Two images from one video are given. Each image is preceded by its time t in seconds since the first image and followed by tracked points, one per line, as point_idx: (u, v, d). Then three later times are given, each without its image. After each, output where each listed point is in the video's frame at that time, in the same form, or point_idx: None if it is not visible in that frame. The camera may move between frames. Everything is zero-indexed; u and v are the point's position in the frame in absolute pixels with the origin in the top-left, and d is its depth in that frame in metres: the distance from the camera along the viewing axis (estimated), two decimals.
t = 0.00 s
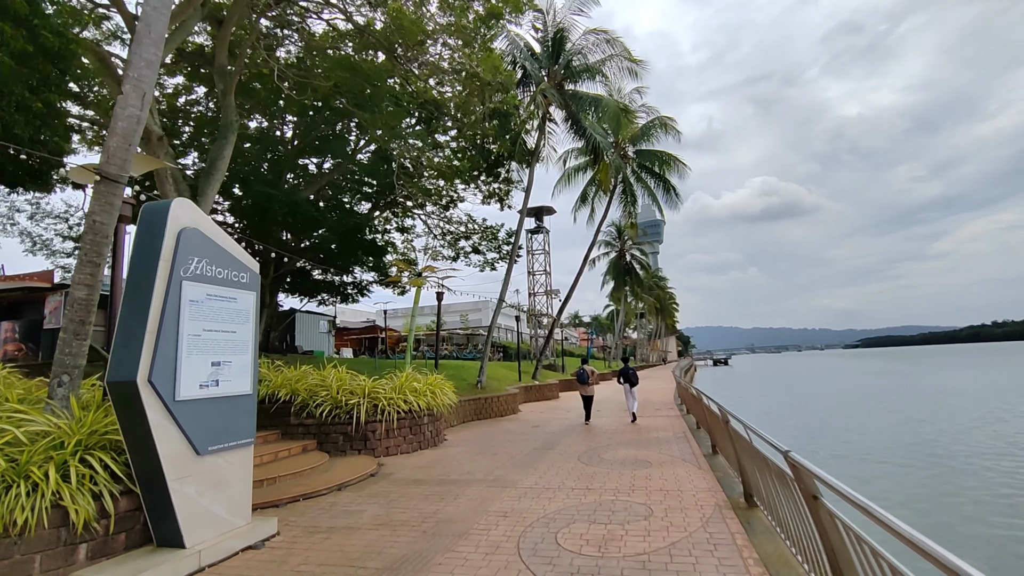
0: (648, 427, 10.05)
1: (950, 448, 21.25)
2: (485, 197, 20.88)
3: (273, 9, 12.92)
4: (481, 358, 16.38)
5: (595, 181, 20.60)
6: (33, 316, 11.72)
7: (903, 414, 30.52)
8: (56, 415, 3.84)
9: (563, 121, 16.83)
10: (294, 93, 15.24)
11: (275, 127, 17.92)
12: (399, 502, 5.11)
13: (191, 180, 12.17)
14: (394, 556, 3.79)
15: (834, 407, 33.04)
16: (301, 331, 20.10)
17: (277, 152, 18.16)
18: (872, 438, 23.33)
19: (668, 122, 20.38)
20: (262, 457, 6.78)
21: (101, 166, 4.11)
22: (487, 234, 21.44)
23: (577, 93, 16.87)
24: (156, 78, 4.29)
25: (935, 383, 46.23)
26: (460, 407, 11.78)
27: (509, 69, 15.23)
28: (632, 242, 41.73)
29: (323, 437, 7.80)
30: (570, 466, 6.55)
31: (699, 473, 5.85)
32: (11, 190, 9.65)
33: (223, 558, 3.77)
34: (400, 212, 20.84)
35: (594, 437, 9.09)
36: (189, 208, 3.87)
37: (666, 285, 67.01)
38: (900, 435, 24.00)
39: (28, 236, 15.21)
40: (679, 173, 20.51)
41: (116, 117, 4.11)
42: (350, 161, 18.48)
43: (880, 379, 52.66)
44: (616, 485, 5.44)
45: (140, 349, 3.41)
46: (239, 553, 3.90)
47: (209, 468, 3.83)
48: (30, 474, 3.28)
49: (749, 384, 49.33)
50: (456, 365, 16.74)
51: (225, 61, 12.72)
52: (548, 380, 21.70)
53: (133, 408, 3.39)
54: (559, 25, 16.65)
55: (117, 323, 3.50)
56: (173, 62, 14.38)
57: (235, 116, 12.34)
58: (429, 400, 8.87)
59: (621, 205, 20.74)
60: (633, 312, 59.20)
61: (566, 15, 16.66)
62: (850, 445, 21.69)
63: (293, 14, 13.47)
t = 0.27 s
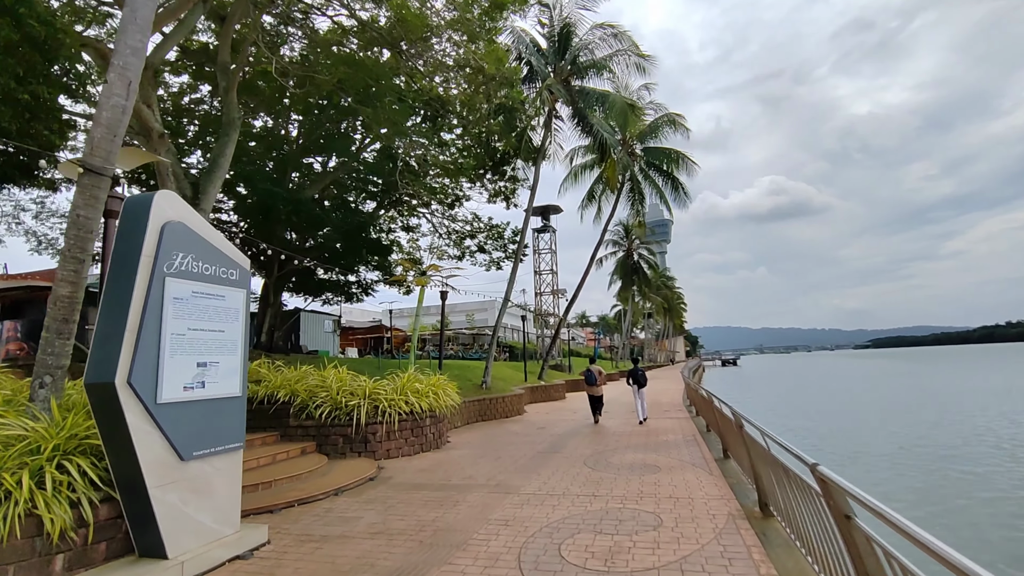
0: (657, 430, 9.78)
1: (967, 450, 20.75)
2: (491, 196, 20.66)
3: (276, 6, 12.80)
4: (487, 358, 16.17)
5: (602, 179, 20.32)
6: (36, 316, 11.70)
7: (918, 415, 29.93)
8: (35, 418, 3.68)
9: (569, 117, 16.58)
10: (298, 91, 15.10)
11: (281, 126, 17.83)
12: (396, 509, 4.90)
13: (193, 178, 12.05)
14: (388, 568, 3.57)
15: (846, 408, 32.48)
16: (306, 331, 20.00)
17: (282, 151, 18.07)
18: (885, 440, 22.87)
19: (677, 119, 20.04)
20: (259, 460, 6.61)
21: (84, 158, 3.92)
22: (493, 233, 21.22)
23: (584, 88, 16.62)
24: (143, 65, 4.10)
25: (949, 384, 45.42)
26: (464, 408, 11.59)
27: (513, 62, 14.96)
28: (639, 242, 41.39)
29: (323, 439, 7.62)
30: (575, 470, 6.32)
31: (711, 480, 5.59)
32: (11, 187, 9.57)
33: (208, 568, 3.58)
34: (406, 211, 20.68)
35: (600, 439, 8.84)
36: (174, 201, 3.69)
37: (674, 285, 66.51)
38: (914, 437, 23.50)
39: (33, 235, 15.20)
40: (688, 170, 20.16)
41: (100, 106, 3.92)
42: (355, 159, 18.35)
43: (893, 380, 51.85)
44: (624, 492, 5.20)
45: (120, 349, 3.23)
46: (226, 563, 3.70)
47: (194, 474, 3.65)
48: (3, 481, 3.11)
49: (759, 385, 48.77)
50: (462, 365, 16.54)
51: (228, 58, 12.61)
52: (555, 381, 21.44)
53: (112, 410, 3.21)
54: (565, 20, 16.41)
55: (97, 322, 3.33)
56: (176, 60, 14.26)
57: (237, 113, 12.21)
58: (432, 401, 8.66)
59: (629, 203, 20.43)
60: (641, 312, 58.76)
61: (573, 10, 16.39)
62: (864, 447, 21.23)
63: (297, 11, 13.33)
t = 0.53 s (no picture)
0: (663, 427, 9.53)
1: (978, 444, 20.39)
2: (493, 190, 20.38)
3: None
4: (489, 354, 15.93)
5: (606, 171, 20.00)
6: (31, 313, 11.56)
7: (927, 409, 29.51)
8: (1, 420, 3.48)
9: (571, 108, 16.27)
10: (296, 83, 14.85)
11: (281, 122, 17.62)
12: (390, 512, 4.69)
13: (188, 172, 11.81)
14: None
15: (854, 403, 32.10)
16: (308, 328, 19.84)
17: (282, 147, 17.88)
18: (895, 434, 22.50)
19: (682, 109, 19.66)
20: (252, 459, 6.40)
21: (52, 143, 3.70)
22: (496, 228, 20.95)
23: (586, 78, 16.31)
24: (114, 45, 3.89)
25: (958, 378, 44.93)
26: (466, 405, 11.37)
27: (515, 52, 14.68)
28: (644, 236, 41.05)
29: (319, 438, 7.41)
30: (578, 470, 6.08)
31: (720, 480, 5.32)
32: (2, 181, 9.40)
33: None
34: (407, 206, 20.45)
35: (605, 436, 8.60)
36: (145, 187, 3.46)
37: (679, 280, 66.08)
38: (925, 431, 23.12)
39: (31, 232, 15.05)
40: (693, 162, 19.80)
41: (68, 88, 3.71)
42: (355, 154, 18.12)
43: (902, 374, 51.31)
44: (629, 493, 4.95)
45: (85, 345, 3.01)
46: (205, 573, 3.47)
47: (169, 479, 3.44)
48: None
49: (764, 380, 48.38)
50: (464, 361, 16.31)
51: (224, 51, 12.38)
52: (559, 376, 21.19)
53: (77, 411, 3.00)
54: (567, 8, 16.08)
55: (61, 316, 3.09)
56: (172, 54, 14.03)
57: (233, 106, 11.96)
58: (431, 398, 8.44)
59: (633, 196, 20.10)
60: (646, 307, 58.44)
61: None
62: (874, 441, 20.89)
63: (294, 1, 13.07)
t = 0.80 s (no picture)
0: (668, 426, 9.27)
1: (990, 441, 20.01)
2: (495, 185, 20.13)
3: None
4: (491, 351, 15.72)
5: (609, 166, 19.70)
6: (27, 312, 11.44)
7: (937, 405, 29.09)
8: None
9: (573, 100, 16.00)
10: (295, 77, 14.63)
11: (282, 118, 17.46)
12: (381, 518, 4.48)
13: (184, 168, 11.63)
14: None
15: (862, 399, 31.70)
16: (309, 325, 19.69)
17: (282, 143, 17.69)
18: (905, 431, 22.14)
19: (687, 102, 19.32)
20: (244, 461, 6.20)
21: (18, 132, 3.49)
22: (498, 224, 20.69)
23: (588, 70, 16.02)
24: (83, 28, 3.72)
25: (968, 374, 44.39)
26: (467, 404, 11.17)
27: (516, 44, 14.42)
28: (648, 232, 40.74)
29: (313, 439, 7.21)
30: (580, 473, 5.85)
31: (728, 485, 5.07)
32: None
33: None
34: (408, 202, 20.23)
35: (608, 436, 8.36)
36: (113, 177, 3.25)
37: (684, 277, 65.68)
38: (935, 427, 22.76)
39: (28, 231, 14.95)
40: (698, 156, 19.47)
41: (34, 73, 3.52)
42: (355, 150, 17.91)
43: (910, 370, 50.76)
44: (632, 499, 4.72)
45: (44, 346, 2.81)
46: None
47: (142, 487, 3.24)
48: None
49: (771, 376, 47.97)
50: (466, 359, 16.10)
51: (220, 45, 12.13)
52: (563, 374, 20.96)
53: (37, 416, 2.79)
54: None
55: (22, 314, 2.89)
56: (169, 49, 13.84)
57: (229, 100, 11.76)
58: (430, 398, 8.23)
59: (637, 191, 19.80)
60: (650, 304, 58.08)
61: None
62: (883, 439, 20.55)
63: None
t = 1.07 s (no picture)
0: (668, 420, 9.07)
1: (996, 434, 19.77)
2: (494, 176, 19.83)
3: None
4: (490, 344, 15.50)
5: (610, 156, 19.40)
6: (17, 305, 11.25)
7: (941, 398, 28.86)
8: None
9: (573, 89, 15.72)
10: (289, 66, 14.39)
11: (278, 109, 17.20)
12: (368, 519, 4.27)
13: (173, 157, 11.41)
14: None
15: (865, 392, 31.50)
16: (307, 319, 19.45)
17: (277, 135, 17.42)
18: (909, 424, 21.92)
19: (689, 91, 18.95)
20: (230, 458, 5.99)
21: None
22: (498, 216, 20.40)
23: (589, 57, 15.69)
24: None
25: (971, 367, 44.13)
26: (464, 398, 10.96)
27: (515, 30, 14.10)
28: (649, 224, 40.41)
29: (304, 434, 6.98)
30: (578, 469, 5.63)
31: (733, 482, 4.84)
32: None
33: None
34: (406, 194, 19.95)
35: (607, 431, 8.15)
36: (70, 155, 3.01)
37: (685, 269, 65.38)
38: (939, 420, 22.53)
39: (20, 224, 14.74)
40: (701, 146, 19.14)
41: None
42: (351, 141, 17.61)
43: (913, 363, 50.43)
44: (632, 497, 4.50)
45: None
46: None
47: (105, 488, 3.02)
48: None
49: (772, 369, 47.76)
50: (464, 353, 15.89)
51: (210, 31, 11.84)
52: (563, 368, 20.76)
53: None
54: None
55: None
56: (160, 36, 13.51)
57: (220, 88, 11.49)
58: (425, 392, 8.01)
59: (638, 181, 19.49)
60: (652, 297, 57.82)
61: None
62: (887, 432, 20.34)
63: None
